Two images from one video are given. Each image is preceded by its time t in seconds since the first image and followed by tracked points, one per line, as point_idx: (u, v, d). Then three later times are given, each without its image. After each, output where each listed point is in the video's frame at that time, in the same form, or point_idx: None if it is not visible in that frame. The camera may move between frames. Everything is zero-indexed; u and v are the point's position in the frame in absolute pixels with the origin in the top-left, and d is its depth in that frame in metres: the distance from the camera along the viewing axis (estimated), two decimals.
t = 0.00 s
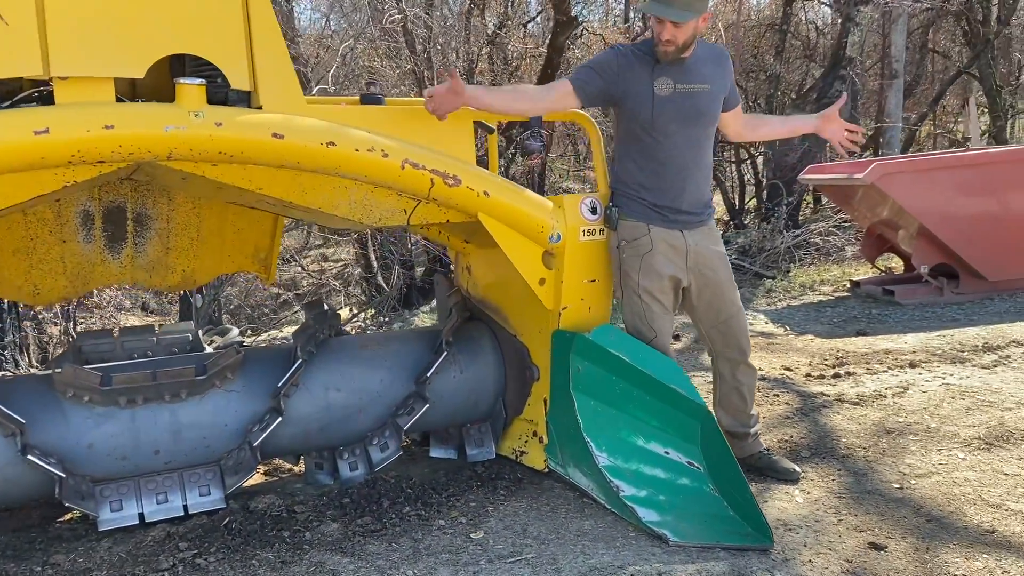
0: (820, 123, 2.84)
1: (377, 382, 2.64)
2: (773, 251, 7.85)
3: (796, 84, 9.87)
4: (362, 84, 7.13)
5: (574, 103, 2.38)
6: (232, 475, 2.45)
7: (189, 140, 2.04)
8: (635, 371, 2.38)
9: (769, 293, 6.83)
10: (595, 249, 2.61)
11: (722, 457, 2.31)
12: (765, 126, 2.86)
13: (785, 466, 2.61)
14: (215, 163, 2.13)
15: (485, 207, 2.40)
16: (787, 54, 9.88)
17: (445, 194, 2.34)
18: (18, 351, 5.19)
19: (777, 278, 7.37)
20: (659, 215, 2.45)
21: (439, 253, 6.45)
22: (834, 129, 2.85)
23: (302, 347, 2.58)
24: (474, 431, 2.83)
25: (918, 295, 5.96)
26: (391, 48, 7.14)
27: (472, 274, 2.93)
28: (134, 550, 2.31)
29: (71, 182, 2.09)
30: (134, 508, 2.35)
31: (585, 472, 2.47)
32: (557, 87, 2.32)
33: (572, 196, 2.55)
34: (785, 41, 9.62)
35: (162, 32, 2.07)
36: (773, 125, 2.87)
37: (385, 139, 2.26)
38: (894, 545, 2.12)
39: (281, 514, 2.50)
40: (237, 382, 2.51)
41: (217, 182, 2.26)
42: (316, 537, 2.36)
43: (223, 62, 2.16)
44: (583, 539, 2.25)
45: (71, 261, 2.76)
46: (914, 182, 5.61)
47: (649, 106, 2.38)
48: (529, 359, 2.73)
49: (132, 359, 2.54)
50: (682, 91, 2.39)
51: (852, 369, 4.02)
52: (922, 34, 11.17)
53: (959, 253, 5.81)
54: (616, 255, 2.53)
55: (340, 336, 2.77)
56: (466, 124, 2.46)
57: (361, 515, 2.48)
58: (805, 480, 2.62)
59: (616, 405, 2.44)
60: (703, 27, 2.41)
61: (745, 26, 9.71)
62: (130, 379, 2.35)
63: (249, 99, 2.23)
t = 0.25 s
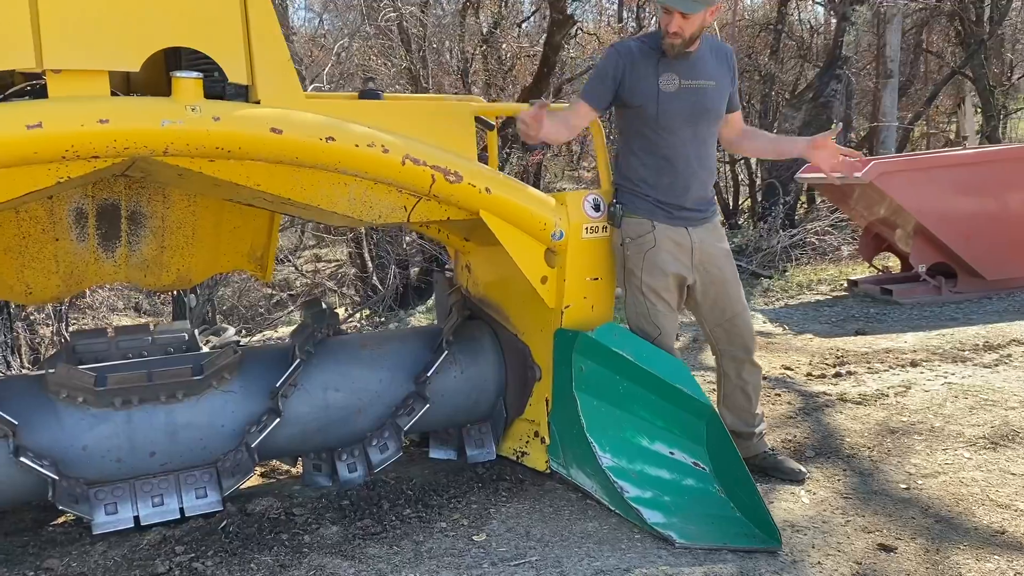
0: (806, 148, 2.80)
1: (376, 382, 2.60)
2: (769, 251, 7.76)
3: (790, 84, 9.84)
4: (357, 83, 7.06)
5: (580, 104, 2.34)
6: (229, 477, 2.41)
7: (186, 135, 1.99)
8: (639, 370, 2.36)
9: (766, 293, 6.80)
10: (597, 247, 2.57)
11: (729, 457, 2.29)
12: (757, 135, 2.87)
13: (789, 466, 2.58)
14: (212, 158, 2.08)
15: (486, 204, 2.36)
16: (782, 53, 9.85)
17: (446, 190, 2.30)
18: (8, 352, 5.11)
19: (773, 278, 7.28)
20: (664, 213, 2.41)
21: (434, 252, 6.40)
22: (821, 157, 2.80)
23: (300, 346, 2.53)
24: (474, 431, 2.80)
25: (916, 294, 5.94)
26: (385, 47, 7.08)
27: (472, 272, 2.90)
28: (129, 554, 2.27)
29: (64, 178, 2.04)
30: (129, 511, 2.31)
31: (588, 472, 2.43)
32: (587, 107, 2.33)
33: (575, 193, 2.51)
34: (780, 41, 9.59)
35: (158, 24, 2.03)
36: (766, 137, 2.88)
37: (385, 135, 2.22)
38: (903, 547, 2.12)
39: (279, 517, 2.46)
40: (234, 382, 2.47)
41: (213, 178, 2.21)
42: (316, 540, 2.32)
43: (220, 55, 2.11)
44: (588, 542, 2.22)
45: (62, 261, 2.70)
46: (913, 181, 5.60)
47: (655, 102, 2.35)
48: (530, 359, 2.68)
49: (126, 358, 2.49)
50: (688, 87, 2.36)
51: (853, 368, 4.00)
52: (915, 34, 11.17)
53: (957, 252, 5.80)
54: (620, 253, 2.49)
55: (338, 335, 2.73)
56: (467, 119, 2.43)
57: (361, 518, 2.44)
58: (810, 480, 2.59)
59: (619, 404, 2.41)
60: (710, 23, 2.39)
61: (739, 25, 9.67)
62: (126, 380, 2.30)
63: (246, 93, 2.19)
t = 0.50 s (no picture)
0: (733, 160, 2.53)
1: (375, 382, 2.56)
2: (763, 251, 7.73)
3: (784, 84, 9.84)
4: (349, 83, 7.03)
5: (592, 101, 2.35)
6: (226, 479, 2.37)
7: (182, 131, 1.95)
8: (642, 370, 2.32)
9: (762, 292, 6.78)
10: (599, 245, 2.55)
11: (733, 458, 2.26)
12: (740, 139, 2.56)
13: (793, 466, 2.56)
14: (208, 154, 2.04)
15: (487, 201, 2.33)
16: (776, 54, 9.84)
17: (447, 187, 2.27)
18: None
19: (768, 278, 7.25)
20: (666, 210, 2.39)
21: (429, 252, 6.36)
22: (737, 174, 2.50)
23: (297, 346, 2.49)
24: (473, 432, 2.75)
25: (912, 293, 5.93)
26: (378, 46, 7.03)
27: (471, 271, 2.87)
28: (124, 558, 2.23)
29: (56, 175, 2.00)
30: (123, 514, 2.27)
31: (590, 474, 2.40)
32: (608, 108, 2.34)
33: (576, 190, 2.49)
34: (773, 41, 9.58)
35: (154, 18, 1.99)
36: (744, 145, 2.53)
37: (385, 131, 2.19)
38: (911, 547, 2.10)
39: (276, 519, 2.42)
40: (230, 383, 2.42)
41: (209, 175, 2.17)
42: (314, 543, 2.28)
43: (217, 50, 2.08)
44: (591, 544, 2.19)
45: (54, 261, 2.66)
46: (909, 180, 5.60)
47: (658, 96, 2.35)
48: (531, 359, 2.65)
49: (120, 358, 2.44)
50: (691, 81, 2.36)
51: (851, 367, 3.98)
52: (907, 35, 11.21)
53: (953, 251, 5.80)
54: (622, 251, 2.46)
55: (335, 334, 2.69)
56: (467, 115, 2.40)
57: (360, 520, 2.40)
58: (814, 480, 2.57)
59: (622, 404, 2.38)
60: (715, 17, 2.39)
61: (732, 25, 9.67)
62: (120, 380, 2.26)
63: (242, 89, 2.15)
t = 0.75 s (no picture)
0: (738, 160, 2.54)
1: (371, 383, 2.54)
2: (758, 251, 7.67)
3: (777, 85, 9.83)
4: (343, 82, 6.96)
5: (592, 100, 2.34)
6: (221, 482, 2.34)
7: (177, 129, 1.93)
8: (642, 370, 2.30)
9: (757, 292, 6.76)
10: (598, 244, 2.53)
11: (735, 459, 2.24)
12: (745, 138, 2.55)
13: (793, 467, 2.54)
14: (203, 152, 2.01)
15: (485, 200, 2.30)
16: (770, 54, 9.84)
17: (445, 186, 2.25)
18: None
19: (763, 278, 7.24)
20: (666, 208, 2.38)
21: (423, 252, 6.33)
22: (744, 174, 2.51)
23: (293, 347, 2.46)
24: (471, 433, 2.72)
25: (907, 293, 5.93)
26: (371, 46, 7.00)
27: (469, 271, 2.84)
28: (117, 562, 2.20)
29: (49, 173, 1.96)
30: (117, 518, 2.24)
31: (589, 475, 2.38)
32: (608, 107, 2.33)
33: (575, 189, 2.47)
34: (766, 42, 9.58)
35: (148, 15, 1.96)
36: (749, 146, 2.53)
37: (382, 129, 2.16)
38: (914, 549, 2.09)
39: (273, 522, 2.39)
40: (225, 384, 2.39)
41: (204, 174, 2.14)
42: (311, 546, 2.25)
43: (212, 48, 2.05)
44: (591, 546, 2.17)
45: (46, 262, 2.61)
46: (905, 180, 5.59)
47: (658, 94, 2.33)
48: (529, 359, 2.63)
49: (113, 360, 2.41)
50: (692, 80, 2.34)
51: (849, 367, 3.96)
52: (900, 36, 11.20)
53: (948, 251, 5.80)
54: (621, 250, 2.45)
55: (331, 335, 2.66)
56: (466, 113, 2.38)
57: (357, 523, 2.38)
58: (814, 481, 2.55)
59: (621, 405, 2.35)
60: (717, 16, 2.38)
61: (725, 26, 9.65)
62: (113, 382, 2.23)
63: (238, 86, 2.12)
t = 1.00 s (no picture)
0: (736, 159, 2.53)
1: (365, 385, 2.52)
2: (751, 251, 7.66)
3: (768, 86, 9.84)
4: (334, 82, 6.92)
5: (588, 100, 2.33)
6: (213, 485, 2.31)
7: (168, 128, 1.90)
8: (637, 371, 2.29)
9: (750, 293, 6.76)
10: (592, 245, 2.51)
11: (731, 460, 2.23)
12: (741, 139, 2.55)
13: (789, 468, 2.54)
14: (194, 151, 1.99)
15: (479, 200, 2.29)
16: (762, 55, 9.85)
17: (438, 186, 2.23)
18: None
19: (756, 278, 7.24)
20: (662, 209, 2.36)
21: (416, 252, 6.30)
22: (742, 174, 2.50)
23: (286, 349, 2.44)
24: (465, 435, 2.70)
25: (900, 294, 5.95)
26: (363, 46, 6.96)
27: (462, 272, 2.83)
28: (108, 567, 2.17)
29: (37, 173, 1.94)
30: (107, 522, 2.22)
31: (584, 477, 2.36)
32: (602, 107, 2.32)
33: (570, 189, 2.45)
34: (757, 43, 9.58)
35: (139, 14, 1.94)
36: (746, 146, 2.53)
37: (375, 128, 2.15)
38: (911, 550, 2.08)
39: (265, 525, 2.37)
40: (217, 386, 2.37)
41: (195, 174, 2.12)
42: (304, 550, 2.23)
43: (203, 46, 2.03)
44: (587, 548, 2.16)
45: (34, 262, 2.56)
46: (897, 180, 5.60)
47: (655, 94, 2.32)
48: (523, 360, 2.62)
49: (104, 362, 2.39)
50: (689, 80, 2.33)
51: (843, 368, 3.96)
52: (891, 37, 11.23)
53: (941, 251, 5.81)
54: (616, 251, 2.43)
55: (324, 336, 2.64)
56: (460, 112, 2.36)
57: (351, 526, 2.36)
58: (809, 482, 2.55)
59: (616, 406, 2.34)
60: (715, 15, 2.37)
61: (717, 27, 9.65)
62: (104, 385, 2.21)
63: (229, 85, 2.10)
